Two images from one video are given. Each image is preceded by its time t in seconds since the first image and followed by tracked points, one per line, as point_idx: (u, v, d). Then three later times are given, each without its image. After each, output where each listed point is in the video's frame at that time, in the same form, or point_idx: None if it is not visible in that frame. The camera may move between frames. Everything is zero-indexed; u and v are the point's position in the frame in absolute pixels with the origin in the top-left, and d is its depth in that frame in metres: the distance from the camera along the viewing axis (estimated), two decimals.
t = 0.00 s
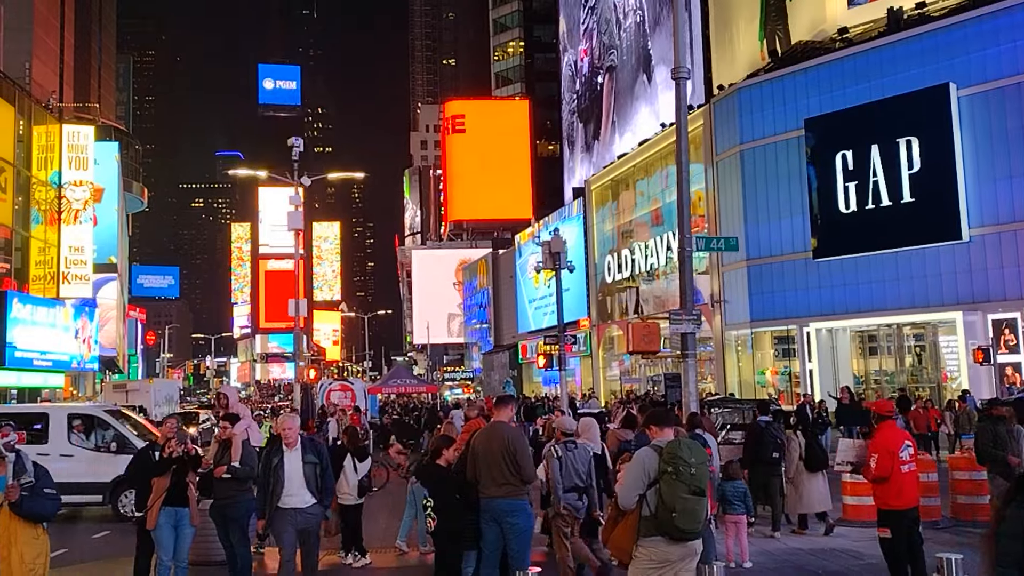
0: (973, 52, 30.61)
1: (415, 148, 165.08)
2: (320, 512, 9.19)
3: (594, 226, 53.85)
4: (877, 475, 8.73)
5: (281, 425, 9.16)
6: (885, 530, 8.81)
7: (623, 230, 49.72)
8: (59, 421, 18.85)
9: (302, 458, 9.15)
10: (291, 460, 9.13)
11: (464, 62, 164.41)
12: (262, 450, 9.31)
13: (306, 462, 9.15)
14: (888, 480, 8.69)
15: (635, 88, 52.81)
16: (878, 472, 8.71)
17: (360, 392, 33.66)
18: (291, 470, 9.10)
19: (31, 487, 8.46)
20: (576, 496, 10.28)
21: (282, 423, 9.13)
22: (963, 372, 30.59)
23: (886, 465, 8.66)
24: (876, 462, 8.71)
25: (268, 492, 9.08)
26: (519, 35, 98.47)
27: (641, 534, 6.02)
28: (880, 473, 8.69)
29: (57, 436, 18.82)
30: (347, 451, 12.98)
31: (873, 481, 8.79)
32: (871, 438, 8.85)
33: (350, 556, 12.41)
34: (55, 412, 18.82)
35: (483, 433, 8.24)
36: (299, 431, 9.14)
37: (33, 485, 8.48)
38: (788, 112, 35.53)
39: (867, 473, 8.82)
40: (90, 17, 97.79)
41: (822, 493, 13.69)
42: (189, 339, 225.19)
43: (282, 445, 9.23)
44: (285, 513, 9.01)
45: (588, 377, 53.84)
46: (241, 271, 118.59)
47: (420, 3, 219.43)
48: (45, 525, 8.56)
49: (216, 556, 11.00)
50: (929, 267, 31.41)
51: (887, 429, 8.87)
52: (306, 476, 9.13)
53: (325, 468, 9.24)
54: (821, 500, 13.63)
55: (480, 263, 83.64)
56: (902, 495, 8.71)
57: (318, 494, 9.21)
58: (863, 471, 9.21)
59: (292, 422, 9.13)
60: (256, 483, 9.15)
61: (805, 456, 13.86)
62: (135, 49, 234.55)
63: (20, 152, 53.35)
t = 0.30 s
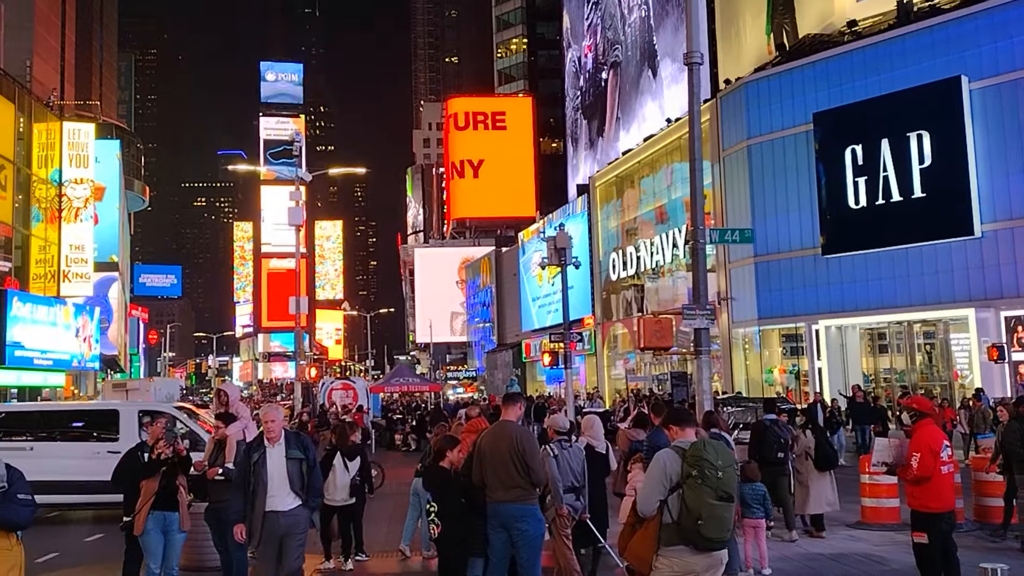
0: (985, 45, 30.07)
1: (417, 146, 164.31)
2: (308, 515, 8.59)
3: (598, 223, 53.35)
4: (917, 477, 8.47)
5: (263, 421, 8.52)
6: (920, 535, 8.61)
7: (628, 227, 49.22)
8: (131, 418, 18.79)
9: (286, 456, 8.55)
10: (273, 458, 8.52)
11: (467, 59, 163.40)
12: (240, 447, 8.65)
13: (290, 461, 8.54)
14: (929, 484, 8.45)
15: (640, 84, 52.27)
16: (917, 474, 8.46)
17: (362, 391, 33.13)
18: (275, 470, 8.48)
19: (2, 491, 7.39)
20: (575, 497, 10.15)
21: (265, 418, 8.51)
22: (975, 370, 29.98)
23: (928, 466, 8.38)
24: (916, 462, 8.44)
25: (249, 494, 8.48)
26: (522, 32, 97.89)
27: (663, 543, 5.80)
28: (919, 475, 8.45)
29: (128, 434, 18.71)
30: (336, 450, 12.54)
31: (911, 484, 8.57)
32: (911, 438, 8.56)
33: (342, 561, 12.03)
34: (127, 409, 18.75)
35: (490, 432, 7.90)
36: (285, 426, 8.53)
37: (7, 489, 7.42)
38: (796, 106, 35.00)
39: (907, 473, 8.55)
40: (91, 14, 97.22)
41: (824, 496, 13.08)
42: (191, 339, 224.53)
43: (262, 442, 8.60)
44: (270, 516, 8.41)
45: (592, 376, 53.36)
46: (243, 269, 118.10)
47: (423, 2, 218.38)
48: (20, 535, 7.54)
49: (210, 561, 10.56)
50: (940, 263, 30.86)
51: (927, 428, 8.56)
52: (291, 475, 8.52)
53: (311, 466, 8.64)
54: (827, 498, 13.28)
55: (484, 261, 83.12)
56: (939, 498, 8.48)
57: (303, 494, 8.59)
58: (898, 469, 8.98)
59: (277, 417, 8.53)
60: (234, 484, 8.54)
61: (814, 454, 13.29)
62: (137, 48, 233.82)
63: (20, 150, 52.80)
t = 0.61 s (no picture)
0: (995, 38, 29.60)
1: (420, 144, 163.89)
2: (294, 540, 7.32)
3: (602, 219, 52.91)
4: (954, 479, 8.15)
5: (249, 430, 7.26)
6: (956, 540, 8.28)
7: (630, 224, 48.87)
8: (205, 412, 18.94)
9: (272, 471, 7.30)
10: (257, 474, 7.28)
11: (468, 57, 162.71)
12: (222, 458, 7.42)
13: (277, 477, 7.28)
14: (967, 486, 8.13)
15: (644, 80, 51.77)
16: (954, 476, 8.15)
17: (364, 388, 32.78)
18: (258, 488, 7.24)
19: None
20: (564, 498, 9.98)
21: (251, 427, 7.24)
22: (984, 367, 29.55)
23: (969, 468, 8.08)
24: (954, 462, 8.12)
25: (227, 512, 7.28)
26: (525, 29, 97.41)
27: (682, 554, 5.49)
28: (956, 476, 8.12)
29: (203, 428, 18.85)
30: (317, 453, 12.14)
31: (947, 488, 8.24)
32: (948, 437, 8.25)
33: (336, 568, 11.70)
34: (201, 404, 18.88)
35: (497, 434, 7.57)
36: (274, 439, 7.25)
37: None
38: (804, 101, 34.56)
39: (943, 474, 8.23)
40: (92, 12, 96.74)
41: (838, 496, 12.44)
42: (194, 337, 224.58)
43: (246, 454, 7.36)
44: (251, 543, 7.19)
45: (597, 373, 53.03)
46: (246, 268, 117.95)
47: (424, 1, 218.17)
48: None
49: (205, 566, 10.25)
50: (950, 259, 30.35)
51: (961, 429, 8.27)
52: (276, 495, 7.26)
53: (301, 485, 7.37)
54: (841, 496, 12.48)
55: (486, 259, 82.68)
56: (978, 502, 8.16)
57: (288, 516, 7.33)
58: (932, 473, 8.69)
59: (265, 427, 7.25)
60: (212, 500, 7.33)
61: (825, 453, 12.44)
62: (139, 47, 233.86)
63: (21, 147, 52.24)
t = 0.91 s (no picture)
0: (1004, 33, 29.23)
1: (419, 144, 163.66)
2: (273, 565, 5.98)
3: (603, 218, 52.55)
4: (986, 482, 7.84)
5: (213, 433, 5.88)
6: (988, 552, 7.97)
7: (631, 223, 48.51)
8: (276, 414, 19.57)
9: (243, 482, 5.92)
10: (225, 485, 5.93)
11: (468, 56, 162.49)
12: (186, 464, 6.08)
13: (248, 490, 5.91)
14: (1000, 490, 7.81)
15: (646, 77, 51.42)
16: (988, 481, 7.84)
17: (364, 389, 32.42)
18: (227, 502, 5.91)
19: None
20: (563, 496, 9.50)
21: (215, 430, 5.87)
22: (992, 367, 29.18)
23: (1002, 474, 7.78)
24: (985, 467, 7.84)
25: (192, 529, 6.00)
26: (525, 28, 97.12)
27: (704, 568, 5.33)
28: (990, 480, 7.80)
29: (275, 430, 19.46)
30: (305, 456, 11.75)
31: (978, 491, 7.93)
32: (981, 441, 7.96)
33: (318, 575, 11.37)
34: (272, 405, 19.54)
35: (503, 439, 7.35)
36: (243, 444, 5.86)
37: None
38: (808, 98, 34.17)
39: (977, 480, 7.91)
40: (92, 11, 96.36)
41: (850, 499, 12.05)
42: (193, 337, 224.43)
43: (213, 460, 6.00)
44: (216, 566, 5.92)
45: (598, 373, 52.68)
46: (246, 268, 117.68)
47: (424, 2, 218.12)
48: None
49: None
50: (958, 257, 29.94)
51: (995, 432, 7.98)
52: (248, 510, 5.91)
53: (277, 498, 5.99)
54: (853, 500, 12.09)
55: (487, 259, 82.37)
56: (1014, 510, 7.82)
57: (266, 535, 5.96)
58: (964, 480, 8.36)
59: (232, 430, 5.86)
60: (174, 515, 6.04)
61: (840, 456, 11.99)
62: (139, 48, 233.75)
63: (19, 146, 51.84)
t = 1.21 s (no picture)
0: (1011, 28, 28.85)
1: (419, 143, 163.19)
2: None
3: (603, 217, 52.20)
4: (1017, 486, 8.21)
5: (149, 442, 5.31)
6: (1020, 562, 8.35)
7: (632, 221, 48.16)
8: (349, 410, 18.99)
9: (187, 495, 5.34)
10: (167, 501, 5.33)
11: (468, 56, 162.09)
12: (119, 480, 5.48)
13: (193, 505, 5.32)
14: None
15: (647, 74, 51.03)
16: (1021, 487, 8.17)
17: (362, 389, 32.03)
18: (169, 519, 5.31)
19: None
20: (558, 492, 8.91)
21: (151, 438, 5.29)
22: (998, 367, 28.82)
23: None
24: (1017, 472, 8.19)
25: (130, 555, 5.38)
26: (525, 26, 96.66)
27: None
28: None
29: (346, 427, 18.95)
30: (299, 457, 11.43)
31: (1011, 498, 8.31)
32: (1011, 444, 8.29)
33: None
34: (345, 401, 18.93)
35: (503, 443, 6.98)
36: (182, 453, 5.29)
37: None
38: (812, 94, 33.77)
39: (1009, 484, 8.26)
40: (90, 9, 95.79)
41: (864, 501, 11.74)
42: (193, 337, 223.94)
43: (151, 474, 5.41)
44: None
45: (599, 373, 52.31)
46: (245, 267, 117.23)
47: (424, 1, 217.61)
48: None
49: None
50: (964, 255, 29.53)
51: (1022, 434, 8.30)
52: (194, 528, 5.32)
53: (227, 513, 5.39)
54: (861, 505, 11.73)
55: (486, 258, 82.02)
56: None
57: (217, 558, 5.37)
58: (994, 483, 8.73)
59: (169, 438, 5.29)
60: (110, 540, 5.43)
61: (854, 458, 11.58)
62: (138, 47, 233.17)
63: (17, 145, 51.38)
